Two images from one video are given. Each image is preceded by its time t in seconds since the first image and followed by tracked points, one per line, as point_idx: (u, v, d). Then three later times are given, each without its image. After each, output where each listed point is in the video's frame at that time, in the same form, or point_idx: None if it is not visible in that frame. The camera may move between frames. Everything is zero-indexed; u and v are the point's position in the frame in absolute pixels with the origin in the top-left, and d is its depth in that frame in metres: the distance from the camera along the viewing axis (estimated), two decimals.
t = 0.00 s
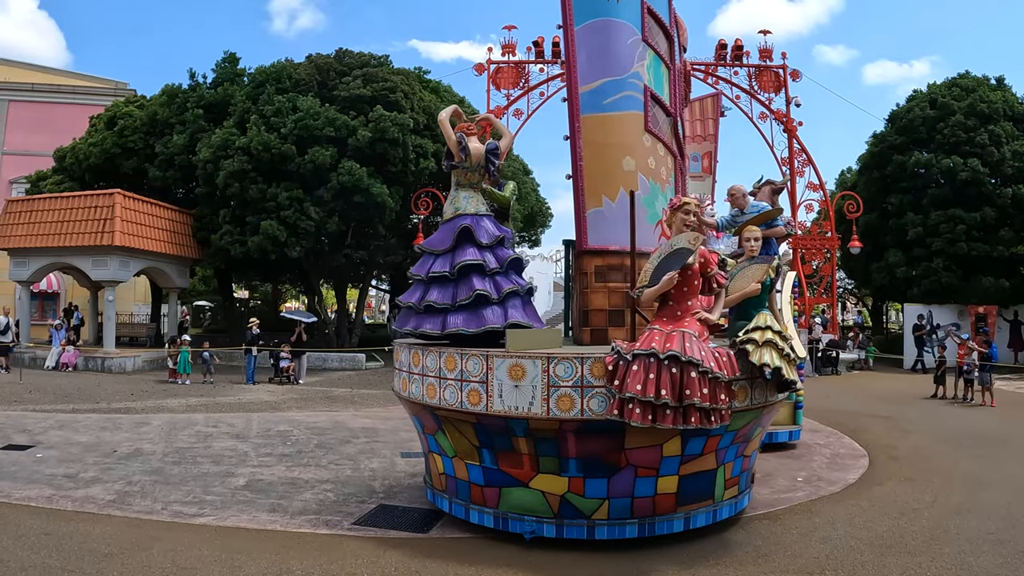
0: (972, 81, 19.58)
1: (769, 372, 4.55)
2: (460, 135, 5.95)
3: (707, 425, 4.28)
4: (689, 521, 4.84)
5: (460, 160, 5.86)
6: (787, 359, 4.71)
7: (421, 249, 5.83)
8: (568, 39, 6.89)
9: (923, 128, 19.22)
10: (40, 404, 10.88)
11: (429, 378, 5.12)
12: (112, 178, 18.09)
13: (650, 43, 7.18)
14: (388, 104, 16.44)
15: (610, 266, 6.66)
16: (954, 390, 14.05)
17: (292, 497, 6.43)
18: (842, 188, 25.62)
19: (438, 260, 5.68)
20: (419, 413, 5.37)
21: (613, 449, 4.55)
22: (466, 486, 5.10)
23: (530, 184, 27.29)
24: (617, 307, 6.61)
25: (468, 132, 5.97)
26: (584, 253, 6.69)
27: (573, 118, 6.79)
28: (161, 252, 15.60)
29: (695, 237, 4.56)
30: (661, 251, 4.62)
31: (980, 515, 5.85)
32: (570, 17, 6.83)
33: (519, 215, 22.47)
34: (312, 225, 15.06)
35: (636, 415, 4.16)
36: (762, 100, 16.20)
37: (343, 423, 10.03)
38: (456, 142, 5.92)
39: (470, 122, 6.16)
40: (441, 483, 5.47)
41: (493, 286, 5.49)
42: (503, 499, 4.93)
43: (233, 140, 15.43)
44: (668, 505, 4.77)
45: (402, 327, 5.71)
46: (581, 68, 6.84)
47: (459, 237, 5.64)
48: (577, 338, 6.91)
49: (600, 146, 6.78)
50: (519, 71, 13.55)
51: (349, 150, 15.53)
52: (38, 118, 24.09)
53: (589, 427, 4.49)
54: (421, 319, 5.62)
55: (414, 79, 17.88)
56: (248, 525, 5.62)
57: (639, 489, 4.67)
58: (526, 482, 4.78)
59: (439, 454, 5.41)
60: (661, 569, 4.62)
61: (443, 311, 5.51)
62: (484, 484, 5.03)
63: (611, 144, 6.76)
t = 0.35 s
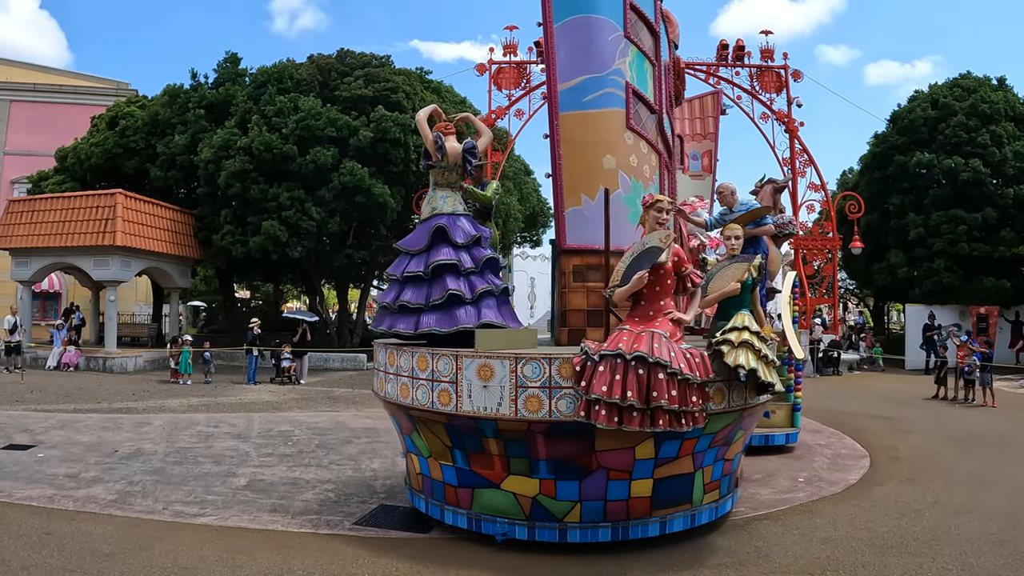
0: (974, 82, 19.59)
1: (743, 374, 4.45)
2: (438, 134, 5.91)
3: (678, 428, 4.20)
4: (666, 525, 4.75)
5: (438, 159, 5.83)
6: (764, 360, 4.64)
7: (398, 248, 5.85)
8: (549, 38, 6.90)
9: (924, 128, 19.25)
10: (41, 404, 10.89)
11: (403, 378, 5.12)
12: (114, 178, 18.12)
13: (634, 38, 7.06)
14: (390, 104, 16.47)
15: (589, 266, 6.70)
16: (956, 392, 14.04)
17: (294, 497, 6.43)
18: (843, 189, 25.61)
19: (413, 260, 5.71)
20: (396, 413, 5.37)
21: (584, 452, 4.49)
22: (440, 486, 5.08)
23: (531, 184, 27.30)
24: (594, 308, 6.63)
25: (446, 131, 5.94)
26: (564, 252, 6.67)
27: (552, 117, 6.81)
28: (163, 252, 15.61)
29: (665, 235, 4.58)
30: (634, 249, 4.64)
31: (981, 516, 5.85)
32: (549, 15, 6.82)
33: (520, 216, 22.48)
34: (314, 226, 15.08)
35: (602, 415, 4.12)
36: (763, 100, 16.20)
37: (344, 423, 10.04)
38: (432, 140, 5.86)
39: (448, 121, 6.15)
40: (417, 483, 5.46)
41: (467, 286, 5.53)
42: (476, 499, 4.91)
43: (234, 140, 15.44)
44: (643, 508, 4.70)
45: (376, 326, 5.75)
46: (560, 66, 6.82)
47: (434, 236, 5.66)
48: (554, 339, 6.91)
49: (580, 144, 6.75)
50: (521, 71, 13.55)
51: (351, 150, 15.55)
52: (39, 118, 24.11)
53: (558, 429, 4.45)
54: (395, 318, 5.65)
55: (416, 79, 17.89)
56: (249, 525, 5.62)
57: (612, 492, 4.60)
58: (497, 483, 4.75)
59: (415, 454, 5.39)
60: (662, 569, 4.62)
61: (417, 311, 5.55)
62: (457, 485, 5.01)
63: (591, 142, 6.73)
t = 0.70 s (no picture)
0: (976, 81, 19.56)
1: (719, 375, 4.35)
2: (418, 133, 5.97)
3: (647, 429, 4.16)
4: (642, 528, 4.71)
5: (418, 158, 5.89)
6: (741, 361, 4.54)
7: (377, 247, 5.88)
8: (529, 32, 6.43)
9: (927, 127, 19.24)
10: (45, 404, 10.91)
11: (379, 377, 5.14)
12: (117, 178, 18.14)
13: (618, 33, 6.64)
14: (392, 104, 16.50)
15: (568, 265, 6.26)
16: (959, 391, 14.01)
17: (297, 496, 6.43)
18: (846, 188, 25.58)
19: (391, 259, 5.73)
20: (375, 412, 5.39)
21: (556, 453, 4.47)
22: (416, 485, 5.10)
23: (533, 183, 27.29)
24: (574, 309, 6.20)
25: (427, 130, 5.98)
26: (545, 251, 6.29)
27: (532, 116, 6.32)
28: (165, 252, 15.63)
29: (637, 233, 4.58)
30: (608, 247, 4.64)
31: (983, 515, 5.85)
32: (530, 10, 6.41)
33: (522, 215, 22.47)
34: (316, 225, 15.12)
35: (568, 416, 4.08)
36: (766, 99, 16.14)
37: (346, 422, 10.04)
38: (412, 140, 5.93)
39: (429, 121, 6.15)
40: (397, 482, 5.48)
41: (443, 285, 5.52)
42: (451, 500, 4.92)
43: (237, 140, 15.43)
44: (618, 511, 4.66)
45: (354, 325, 5.77)
46: (541, 61, 6.35)
47: (411, 235, 5.67)
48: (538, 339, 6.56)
49: (560, 143, 6.30)
50: (523, 71, 13.54)
51: (354, 150, 15.59)
52: (41, 117, 24.13)
53: (527, 430, 4.43)
54: (371, 317, 5.67)
55: (418, 79, 17.88)
56: (253, 525, 5.62)
57: (585, 493, 4.58)
58: (470, 483, 4.76)
59: (395, 454, 5.41)
60: (666, 568, 4.61)
61: (392, 310, 5.55)
62: (433, 485, 5.03)
63: (572, 142, 6.29)
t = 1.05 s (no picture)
0: (978, 80, 19.54)
1: (689, 376, 4.29)
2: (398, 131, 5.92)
3: (614, 431, 4.15)
4: (614, 532, 4.65)
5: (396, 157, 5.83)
6: (715, 363, 4.48)
7: (356, 246, 5.89)
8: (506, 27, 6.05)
9: (929, 127, 19.22)
10: (47, 403, 10.93)
11: (353, 376, 5.16)
12: (118, 178, 18.14)
13: (600, 29, 6.24)
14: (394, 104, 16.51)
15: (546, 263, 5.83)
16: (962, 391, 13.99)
17: (299, 496, 6.43)
18: (848, 187, 25.56)
19: (368, 258, 5.73)
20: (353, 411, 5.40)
21: (524, 454, 4.45)
22: (390, 484, 5.11)
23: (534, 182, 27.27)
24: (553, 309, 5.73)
25: (406, 128, 5.91)
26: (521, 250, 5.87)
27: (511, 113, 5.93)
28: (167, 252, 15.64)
29: (604, 232, 4.59)
30: (577, 247, 4.63)
31: (985, 515, 5.83)
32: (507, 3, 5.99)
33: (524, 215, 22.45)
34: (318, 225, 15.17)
35: (531, 417, 4.08)
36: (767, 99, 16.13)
37: (348, 422, 10.04)
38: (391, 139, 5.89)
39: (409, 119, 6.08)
40: (375, 482, 5.48)
41: (418, 285, 5.50)
42: (424, 499, 4.93)
43: (239, 140, 15.43)
44: (591, 514, 4.61)
45: (332, 323, 5.80)
46: (519, 56, 5.96)
47: (387, 234, 5.65)
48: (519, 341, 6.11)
49: (539, 142, 5.92)
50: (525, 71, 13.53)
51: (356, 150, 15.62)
52: (44, 117, 24.17)
53: (494, 430, 4.42)
54: (347, 316, 5.68)
55: (420, 79, 17.85)
56: (255, 524, 5.62)
57: (556, 495, 4.55)
58: (441, 483, 4.77)
59: (372, 453, 5.41)
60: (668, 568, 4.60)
61: (367, 309, 5.55)
62: (407, 484, 5.03)
63: (552, 140, 5.91)
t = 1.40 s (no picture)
0: (980, 80, 19.51)
1: (654, 378, 4.29)
2: (374, 131, 5.92)
3: (575, 433, 4.12)
4: (583, 536, 4.60)
5: (371, 157, 5.85)
6: (684, 364, 4.47)
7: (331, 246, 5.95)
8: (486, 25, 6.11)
9: (930, 126, 19.21)
10: (48, 403, 10.95)
11: (325, 375, 5.17)
12: (120, 178, 18.15)
13: (580, 25, 6.25)
14: (395, 103, 16.52)
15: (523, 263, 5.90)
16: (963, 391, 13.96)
17: (299, 496, 6.42)
18: (850, 187, 25.54)
19: (342, 257, 5.78)
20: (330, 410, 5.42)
21: (488, 455, 4.43)
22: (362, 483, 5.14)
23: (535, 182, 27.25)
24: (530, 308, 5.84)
25: (382, 128, 5.91)
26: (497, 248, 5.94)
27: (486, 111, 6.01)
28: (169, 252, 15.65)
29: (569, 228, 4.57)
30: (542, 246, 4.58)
31: (986, 515, 5.82)
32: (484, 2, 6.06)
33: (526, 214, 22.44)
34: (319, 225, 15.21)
35: (490, 418, 4.09)
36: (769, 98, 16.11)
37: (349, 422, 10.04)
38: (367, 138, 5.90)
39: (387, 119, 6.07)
40: (352, 480, 5.50)
41: (389, 284, 5.54)
42: (394, 499, 4.95)
43: (240, 139, 15.42)
44: (558, 517, 4.57)
45: (307, 322, 5.85)
46: (497, 54, 6.02)
47: (359, 234, 5.69)
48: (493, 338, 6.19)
49: (516, 139, 5.96)
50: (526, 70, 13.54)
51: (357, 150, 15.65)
52: (45, 117, 24.19)
53: (457, 431, 4.41)
54: (321, 315, 5.72)
55: (422, 79, 17.85)
56: (255, 524, 5.61)
57: (523, 497, 4.52)
58: (410, 483, 4.78)
59: (348, 453, 5.43)
60: (669, 568, 4.59)
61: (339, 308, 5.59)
62: (379, 483, 5.05)
63: (529, 138, 5.94)
